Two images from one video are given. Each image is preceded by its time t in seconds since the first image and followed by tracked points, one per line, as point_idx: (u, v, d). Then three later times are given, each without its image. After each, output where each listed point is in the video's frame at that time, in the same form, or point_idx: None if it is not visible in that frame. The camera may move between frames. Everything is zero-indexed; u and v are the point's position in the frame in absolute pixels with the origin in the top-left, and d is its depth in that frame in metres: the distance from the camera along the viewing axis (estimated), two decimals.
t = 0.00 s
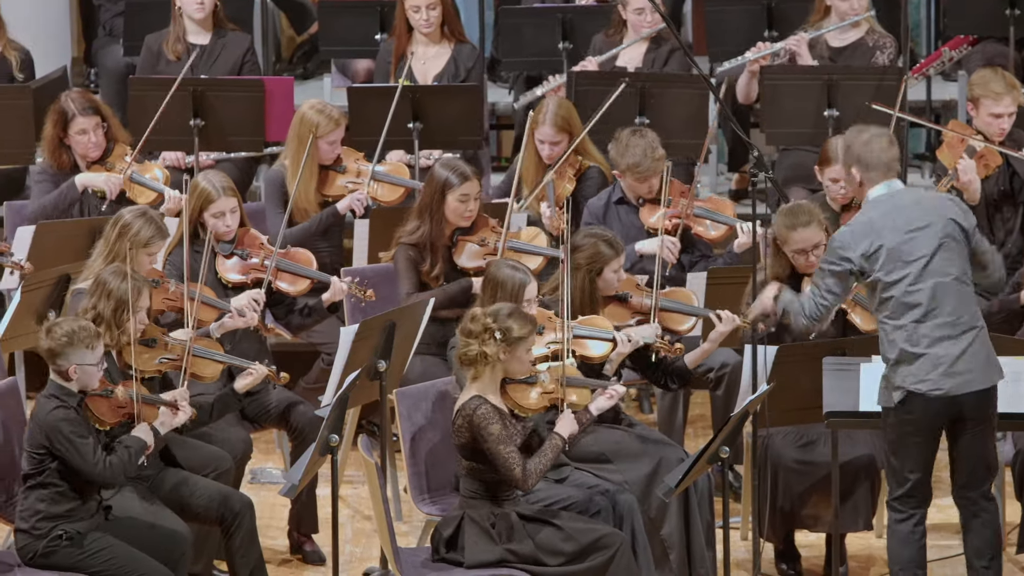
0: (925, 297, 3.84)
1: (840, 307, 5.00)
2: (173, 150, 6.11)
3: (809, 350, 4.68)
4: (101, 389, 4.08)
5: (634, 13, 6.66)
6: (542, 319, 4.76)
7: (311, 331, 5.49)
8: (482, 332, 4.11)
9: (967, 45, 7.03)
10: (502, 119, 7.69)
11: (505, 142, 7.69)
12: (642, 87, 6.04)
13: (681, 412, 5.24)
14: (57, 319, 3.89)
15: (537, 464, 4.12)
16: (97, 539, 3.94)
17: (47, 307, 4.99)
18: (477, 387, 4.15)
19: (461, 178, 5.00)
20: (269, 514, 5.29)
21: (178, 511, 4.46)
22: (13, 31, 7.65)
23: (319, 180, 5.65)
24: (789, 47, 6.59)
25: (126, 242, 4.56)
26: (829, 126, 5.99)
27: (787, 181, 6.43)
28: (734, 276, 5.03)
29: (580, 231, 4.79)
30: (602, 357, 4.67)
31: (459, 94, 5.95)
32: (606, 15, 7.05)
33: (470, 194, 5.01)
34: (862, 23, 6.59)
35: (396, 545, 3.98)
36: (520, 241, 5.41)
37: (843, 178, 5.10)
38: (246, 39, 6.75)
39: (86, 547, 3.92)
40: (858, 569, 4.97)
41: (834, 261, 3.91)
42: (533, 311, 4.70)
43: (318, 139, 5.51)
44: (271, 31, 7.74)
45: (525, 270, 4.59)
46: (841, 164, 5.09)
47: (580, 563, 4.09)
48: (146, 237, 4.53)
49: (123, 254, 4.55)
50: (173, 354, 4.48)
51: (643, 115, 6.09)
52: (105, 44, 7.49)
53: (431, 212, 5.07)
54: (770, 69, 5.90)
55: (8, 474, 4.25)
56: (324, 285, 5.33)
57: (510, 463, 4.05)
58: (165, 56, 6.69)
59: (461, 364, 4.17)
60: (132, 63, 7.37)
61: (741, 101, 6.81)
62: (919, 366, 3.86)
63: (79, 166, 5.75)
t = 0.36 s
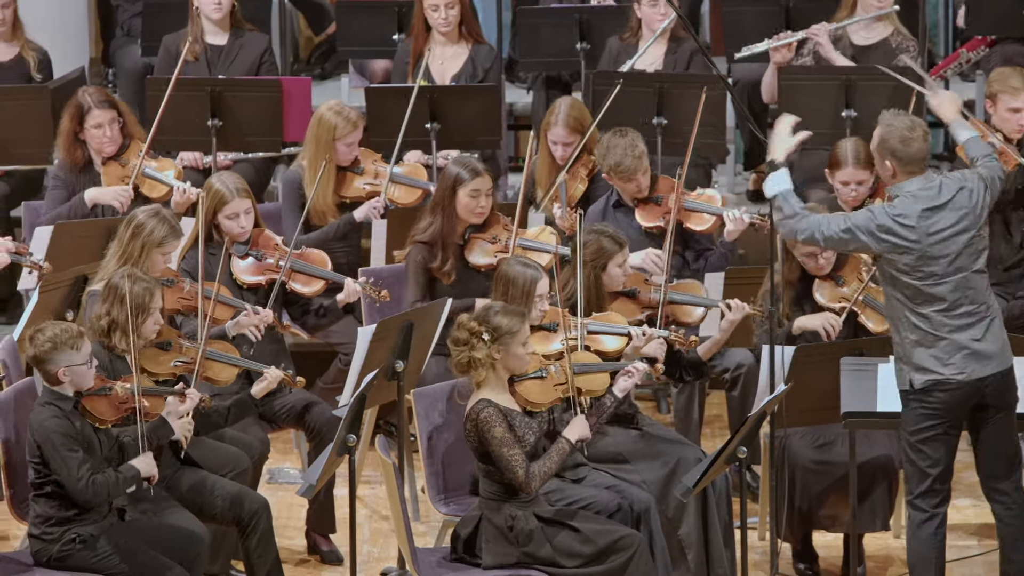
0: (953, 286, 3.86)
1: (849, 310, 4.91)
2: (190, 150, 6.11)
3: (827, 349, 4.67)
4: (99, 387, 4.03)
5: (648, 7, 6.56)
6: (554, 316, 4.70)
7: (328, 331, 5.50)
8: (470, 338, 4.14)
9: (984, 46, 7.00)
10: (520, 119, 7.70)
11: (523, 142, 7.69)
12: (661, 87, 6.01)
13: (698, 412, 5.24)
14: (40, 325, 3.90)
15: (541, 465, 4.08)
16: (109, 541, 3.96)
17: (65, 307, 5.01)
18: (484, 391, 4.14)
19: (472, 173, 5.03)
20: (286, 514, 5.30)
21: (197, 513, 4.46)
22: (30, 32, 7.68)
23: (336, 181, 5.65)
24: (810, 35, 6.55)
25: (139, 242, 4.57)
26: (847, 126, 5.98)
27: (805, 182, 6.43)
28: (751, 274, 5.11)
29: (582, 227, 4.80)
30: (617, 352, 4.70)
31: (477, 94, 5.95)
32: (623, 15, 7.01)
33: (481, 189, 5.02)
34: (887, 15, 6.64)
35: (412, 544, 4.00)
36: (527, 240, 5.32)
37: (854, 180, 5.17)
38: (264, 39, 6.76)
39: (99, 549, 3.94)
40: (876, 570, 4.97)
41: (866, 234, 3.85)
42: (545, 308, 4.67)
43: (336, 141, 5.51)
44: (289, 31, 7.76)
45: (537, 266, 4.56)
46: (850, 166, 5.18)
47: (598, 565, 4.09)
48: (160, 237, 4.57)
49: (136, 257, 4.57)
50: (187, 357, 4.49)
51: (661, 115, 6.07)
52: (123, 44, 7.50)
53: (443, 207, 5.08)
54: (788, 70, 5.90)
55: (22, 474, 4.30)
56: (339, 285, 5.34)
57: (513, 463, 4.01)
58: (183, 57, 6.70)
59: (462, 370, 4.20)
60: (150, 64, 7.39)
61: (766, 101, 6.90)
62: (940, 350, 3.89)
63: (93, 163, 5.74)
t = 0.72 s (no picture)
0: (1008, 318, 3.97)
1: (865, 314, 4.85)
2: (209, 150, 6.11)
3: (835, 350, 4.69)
4: (97, 385, 4.02)
5: (668, 7, 6.55)
6: (569, 317, 4.72)
7: (346, 331, 5.50)
8: (497, 331, 4.11)
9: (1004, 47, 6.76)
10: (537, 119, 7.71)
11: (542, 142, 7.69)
12: (679, 87, 6.03)
13: (716, 412, 5.24)
14: (31, 327, 3.93)
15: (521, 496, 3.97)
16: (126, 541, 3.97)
17: (83, 307, 5.02)
18: (502, 388, 4.14)
19: (499, 176, 5.02)
20: (305, 514, 5.30)
21: (215, 512, 4.46)
22: (50, 31, 7.68)
23: (354, 181, 5.65)
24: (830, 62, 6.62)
25: (150, 242, 4.56)
26: (866, 126, 5.98)
27: (826, 182, 6.45)
28: (769, 274, 5.07)
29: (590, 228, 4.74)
30: (631, 355, 4.66)
31: (496, 93, 5.97)
32: (641, 14, 7.06)
33: (507, 191, 5.03)
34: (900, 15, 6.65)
35: (431, 545, 4.01)
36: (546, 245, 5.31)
37: (873, 181, 5.24)
38: (282, 38, 6.75)
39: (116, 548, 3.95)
40: (895, 570, 4.97)
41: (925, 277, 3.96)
42: (559, 310, 4.66)
43: (353, 141, 5.51)
44: (309, 31, 7.78)
45: (552, 267, 4.58)
46: (870, 166, 5.23)
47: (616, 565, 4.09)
48: (170, 235, 4.56)
49: (148, 256, 4.56)
50: (206, 355, 4.49)
51: (680, 115, 6.07)
52: (142, 44, 7.50)
53: (466, 205, 5.09)
54: (807, 70, 5.90)
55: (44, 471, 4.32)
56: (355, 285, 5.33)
57: (495, 474, 3.98)
58: (201, 57, 6.70)
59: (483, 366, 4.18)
60: (169, 63, 7.40)
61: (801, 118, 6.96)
62: (1006, 386, 3.97)
63: (112, 163, 5.72)
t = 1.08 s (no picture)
0: None
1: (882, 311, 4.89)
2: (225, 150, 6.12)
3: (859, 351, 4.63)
4: (111, 383, 4.03)
5: (684, 7, 6.57)
6: (584, 313, 4.70)
7: (363, 331, 5.50)
8: (506, 324, 4.13)
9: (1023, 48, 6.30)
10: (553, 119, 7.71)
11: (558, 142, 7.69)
12: (694, 87, 6.04)
13: (733, 412, 5.24)
14: (45, 324, 3.95)
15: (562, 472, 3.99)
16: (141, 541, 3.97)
17: (99, 307, 5.01)
18: (521, 380, 4.14)
19: (526, 169, 5.09)
20: (320, 514, 5.30)
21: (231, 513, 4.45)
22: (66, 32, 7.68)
23: (368, 180, 5.64)
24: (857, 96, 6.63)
25: (167, 242, 4.58)
26: (882, 126, 5.97)
27: (844, 182, 6.46)
28: (787, 273, 5.05)
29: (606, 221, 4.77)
30: (649, 347, 4.72)
31: (512, 93, 5.96)
32: (656, 15, 7.02)
33: (536, 182, 5.09)
34: (909, 15, 6.66)
35: (447, 544, 4.00)
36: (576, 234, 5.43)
37: (902, 179, 5.28)
38: (299, 38, 6.76)
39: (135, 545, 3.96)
40: (911, 570, 4.96)
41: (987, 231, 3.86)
42: (574, 306, 4.64)
43: (367, 140, 5.51)
44: (325, 30, 7.79)
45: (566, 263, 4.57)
46: (899, 165, 5.26)
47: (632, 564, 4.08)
48: (187, 235, 4.57)
49: (165, 256, 4.57)
50: (227, 359, 4.48)
51: (696, 114, 6.07)
52: (158, 44, 7.51)
53: (497, 200, 5.13)
54: (822, 70, 5.90)
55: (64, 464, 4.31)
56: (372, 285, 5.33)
57: (533, 452, 4.01)
58: (218, 57, 6.71)
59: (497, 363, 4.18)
60: (185, 63, 7.41)
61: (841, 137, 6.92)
62: None
63: (135, 161, 5.74)
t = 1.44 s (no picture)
0: None
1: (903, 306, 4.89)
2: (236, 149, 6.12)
3: (870, 351, 4.61)
4: (135, 376, 4.07)
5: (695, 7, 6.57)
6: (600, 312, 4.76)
7: (375, 330, 5.50)
8: (543, 316, 4.12)
9: None
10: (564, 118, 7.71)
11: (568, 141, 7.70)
12: (705, 86, 6.04)
13: (744, 412, 5.24)
14: (72, 315, 3.94)
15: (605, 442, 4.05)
16: (156, 538, 3.97)
17: (112, 306, 5.01)
18: (544, 375, 4.15)
19: (537, 166, 5.11)
20: (332, 513, 5.30)
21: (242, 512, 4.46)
22: (76, 32, 7.68)
23: (381, 180, 5.63)
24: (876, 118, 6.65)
25: (193, 241, 4.61)
26: (893, 126, 5.98)
27: (854, 182, 6.47)
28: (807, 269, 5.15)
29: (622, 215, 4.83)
30: (665, 345, 4.73)
31: (524, 92, 5.96)
32: (666, 14, 7.02)
33: (549, 178, 5.10)
34: (914, 14, 6.65)
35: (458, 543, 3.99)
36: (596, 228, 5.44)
37: (922, 178, 5.32)
38: (310, 38, 6.76)
39: (146, 546, 3.95)
40: (922, 570, 4.97)
41: None
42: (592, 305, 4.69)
43: (380, 140, 5.52)
44: (337, 30, 7.80)
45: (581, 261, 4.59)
46: (919, 164, 5.31)
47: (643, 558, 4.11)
48: (213, 238, 4.60)
49: (190, 254, 4.61)
50: (248, 354, 4.51)
51: (708, 113, 6.07)
52: (170, 44, 7.52)
53: (512, 198, 5.12)
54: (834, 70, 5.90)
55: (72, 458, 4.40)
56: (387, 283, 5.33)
57: (573, 430, 4.03)
58: (229, 56, 6.71)
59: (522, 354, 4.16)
60: (196, 63, 7.41)
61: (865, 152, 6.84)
62: None
63: (149, 158, 5.76)
